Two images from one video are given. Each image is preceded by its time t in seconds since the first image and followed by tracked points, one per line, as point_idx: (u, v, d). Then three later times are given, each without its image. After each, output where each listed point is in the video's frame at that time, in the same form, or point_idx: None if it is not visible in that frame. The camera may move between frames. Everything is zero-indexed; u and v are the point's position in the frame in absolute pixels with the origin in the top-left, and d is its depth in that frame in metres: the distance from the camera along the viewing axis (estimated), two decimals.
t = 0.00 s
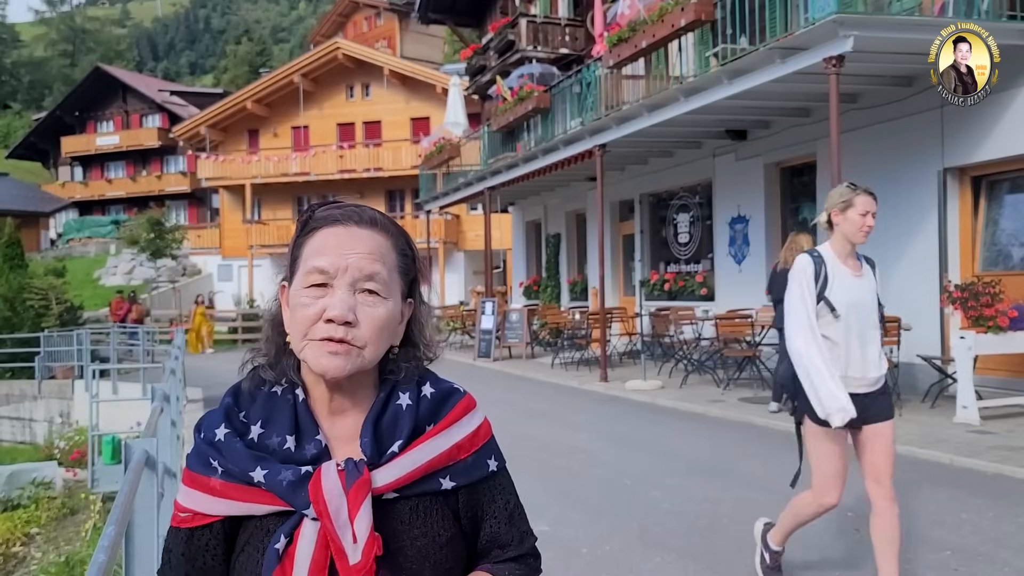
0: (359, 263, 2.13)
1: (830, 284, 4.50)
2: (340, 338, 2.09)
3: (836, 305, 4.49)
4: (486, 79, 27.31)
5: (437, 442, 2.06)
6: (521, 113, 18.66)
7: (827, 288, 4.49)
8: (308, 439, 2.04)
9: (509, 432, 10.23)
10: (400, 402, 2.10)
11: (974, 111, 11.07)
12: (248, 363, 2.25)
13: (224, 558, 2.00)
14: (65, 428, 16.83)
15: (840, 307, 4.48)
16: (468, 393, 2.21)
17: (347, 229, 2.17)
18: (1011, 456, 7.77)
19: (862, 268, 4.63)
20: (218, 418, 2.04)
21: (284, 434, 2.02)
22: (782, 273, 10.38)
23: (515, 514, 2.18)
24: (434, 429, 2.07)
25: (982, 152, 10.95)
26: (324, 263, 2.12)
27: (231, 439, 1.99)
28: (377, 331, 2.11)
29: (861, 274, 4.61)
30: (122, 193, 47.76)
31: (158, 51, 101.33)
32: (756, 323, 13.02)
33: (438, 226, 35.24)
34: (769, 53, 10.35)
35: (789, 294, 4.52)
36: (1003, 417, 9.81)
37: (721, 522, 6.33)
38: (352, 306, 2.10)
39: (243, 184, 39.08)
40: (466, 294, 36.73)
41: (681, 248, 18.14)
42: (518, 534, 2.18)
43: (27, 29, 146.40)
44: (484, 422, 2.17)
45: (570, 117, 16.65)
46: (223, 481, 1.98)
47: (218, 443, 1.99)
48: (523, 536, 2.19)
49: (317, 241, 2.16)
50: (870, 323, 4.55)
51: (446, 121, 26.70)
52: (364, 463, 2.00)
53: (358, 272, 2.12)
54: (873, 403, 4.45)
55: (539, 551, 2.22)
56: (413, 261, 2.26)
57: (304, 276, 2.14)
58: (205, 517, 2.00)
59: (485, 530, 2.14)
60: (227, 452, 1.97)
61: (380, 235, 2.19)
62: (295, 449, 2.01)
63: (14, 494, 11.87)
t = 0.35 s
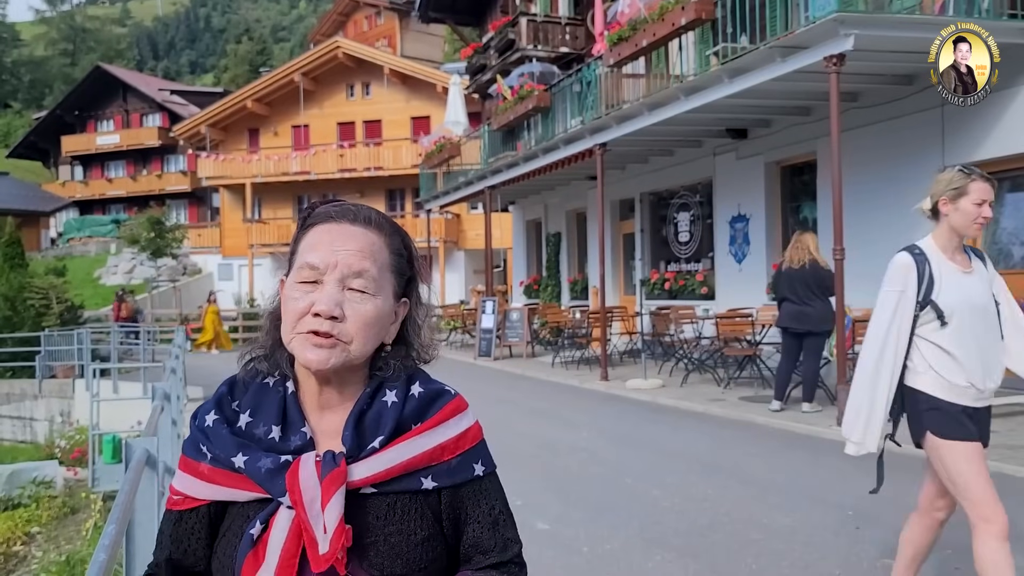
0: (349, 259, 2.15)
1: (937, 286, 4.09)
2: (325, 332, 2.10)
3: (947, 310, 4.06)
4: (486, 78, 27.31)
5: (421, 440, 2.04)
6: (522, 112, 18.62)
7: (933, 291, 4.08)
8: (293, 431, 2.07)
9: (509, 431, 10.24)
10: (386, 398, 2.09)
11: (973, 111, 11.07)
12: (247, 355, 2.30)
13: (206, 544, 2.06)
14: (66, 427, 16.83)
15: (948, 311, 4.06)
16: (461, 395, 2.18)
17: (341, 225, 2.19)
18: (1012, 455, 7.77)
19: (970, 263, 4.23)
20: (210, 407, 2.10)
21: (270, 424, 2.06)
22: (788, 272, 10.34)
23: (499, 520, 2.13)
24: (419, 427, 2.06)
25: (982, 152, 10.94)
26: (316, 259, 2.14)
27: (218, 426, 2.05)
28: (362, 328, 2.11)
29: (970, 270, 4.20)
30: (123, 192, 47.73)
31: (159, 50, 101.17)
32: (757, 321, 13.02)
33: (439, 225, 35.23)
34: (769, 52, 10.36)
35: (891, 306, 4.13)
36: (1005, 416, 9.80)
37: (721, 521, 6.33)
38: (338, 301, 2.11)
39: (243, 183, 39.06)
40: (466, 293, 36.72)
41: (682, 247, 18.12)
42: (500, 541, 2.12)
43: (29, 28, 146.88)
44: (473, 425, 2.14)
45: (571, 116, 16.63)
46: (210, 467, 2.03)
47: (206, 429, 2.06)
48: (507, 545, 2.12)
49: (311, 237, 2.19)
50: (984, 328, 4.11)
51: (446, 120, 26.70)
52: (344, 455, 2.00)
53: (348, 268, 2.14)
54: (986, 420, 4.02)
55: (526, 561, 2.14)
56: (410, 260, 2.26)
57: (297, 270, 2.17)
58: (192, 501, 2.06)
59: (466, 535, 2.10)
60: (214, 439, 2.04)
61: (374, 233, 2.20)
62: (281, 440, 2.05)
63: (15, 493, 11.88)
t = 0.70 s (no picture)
0: (295, 275, 2.12)
1: None
2: (287, 349, 2.09)
3: None
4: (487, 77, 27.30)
5: (412, 442, 2.02)
6: (524, 111, 18.60)
7: None
8: (288, 430, 2.10)
9: (510, 430, 10.25)
10: (377, 401, 2.08)
11: (974, 111, 11.07)
12: (250, 357, 2.35)
13: (204, 536, 2.12)
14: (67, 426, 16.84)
15: None
16: (455, 394, 2.15)
17: (288, 239, 2.17)
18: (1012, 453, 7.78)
19: None
20: (211, 404, 2.18)
21: (264, 423, 2.11)
22: (790, 270, 10.37)
23: (493, 525, 2.08)
24: (411, 428, 2.04)
25: (982, 151, 10.94)
26: (264, 283, 2.14)
27: (215, 423, 2.13)
28: (322, 340, 2.09)
29: None
30: (124, 191, 47.71)
31: (159, 49, 101.12)
32: (758, 320, 13.02)
33: (439, 224, 35.22)
34: (770, 51, 10.35)
35: None
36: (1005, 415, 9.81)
37: (722, 519, 6.34)
38: (293, 318, 2.10)
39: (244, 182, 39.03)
40: (467, 292, 36.72)
41: (682, 246, 18.11)
42: (493, 546, 2.06)
43: (29, 27, 146.97)
44: (469, 427, 2.11)
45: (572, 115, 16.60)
46: (210, 462, 2.10)
47: (205, 425, 2.14)
48: (500, 549, 2.06)
49: (266, 254, 2.19)
50: None
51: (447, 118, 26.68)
52: (331, 455, 2.01)
53: (294, 284, 2.12)
54: None
55: (522, 566, 2.08)
56: (379, 257, 2.21)
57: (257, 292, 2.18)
58: (193, 495, 2.13)
59: (459, 538, 2.06)
60: (212, 434, 2.11)
61: (319, 242, 2.16)
62: (274, 438, 2.09)
63: (17, 492, 11.89)
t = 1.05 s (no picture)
0: (285, 269, 2.13)
1: None
2: (283, 344, 2.10)
3: None
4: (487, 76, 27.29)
5: (402, 438, 2.02)
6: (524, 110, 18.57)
7: None
8: (282, 428, 2.11)
9: (511, 429, 10.26)
10: (368, 397, 2.08)
11: (974, 111, 11.07)
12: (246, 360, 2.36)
13: (204, 532, 2.14)
14: (67, 424, 16.85)
15: None
16: (449, 389, 2.13)
17: (275, 236, 2.18)
18: (1013, 453, 7.78)
19: None
20: (210, 403, 2.20)
21: (259, 421, 2.12)
22: (791, 269, 10.37)
23: (489, 521, 2.05)
24: (402, 424, 2.04)
25: (983, 150, 10.94)
26: (255, 279, 2.15)
27: (212, 421, 2.15)
28: (316, 333, 2.10)
29: None
30: (124, 189, 47.70)
31: (159, 47, 101.07)
32: (758, 319, 13.01)
33: (440, 223, 35.22)
34: (771, 50, 10.35)
35: None
36: (1005, 414, 9.81)
37: (721, 518, 6.34)
38: (286, 312, 2.11)
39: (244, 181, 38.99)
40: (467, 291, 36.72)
41: (683, 245, 18.10)
42: (489, 542, 2.03)
43: (30, 24, 146.96)
44: (463, 424, 2.09)
45: (573, 115, 16.59)
46: (208, 460, 2.12)
47: (203, 423, 2.16)
48: (496, 546, 2.03)
49: (256, 252, 2.19)
50: None
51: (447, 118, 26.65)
52: (321, 452, 2.02)
53: (284, 278, 2.13)
54: None
55: (520, 564, 2.04)
56: (367, 250, 2.20)
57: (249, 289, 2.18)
58: (193, 492, 2.14)
59: (455, 535, 2.05)
60: (208, 432, 2.13)
61: (307, 236, 2.16)
62: (269, 437, 2.10)
63: (17, 490, 11.90)
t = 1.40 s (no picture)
0: (316, 248, 2.16)
1: None
2: (314, 320, 2.12)
3: None
4: (489, 74, 27.29)
5: (403, 432, 2.02)
6: (525, 108, 18.54)
7: None
8: (283, 424, 2.09)
9: (511, 427, 10.26)
10: (368, 391, 2.07)
11: (973, 111, 11.09)
12: (235, 364, 2.33)
13: (204, 529, 2.08)
14: (68, 423, 16.85)
15: None
16: (448, 385, 2.14)
17: (300, 220, 2.21)
18: (1015, 452, 7.77)
19: None
20: (208, 401, 2.16)
21: (259, 418, 2.09)
22: (793, 268, 10.36)
23: (492, 512, 2.09)
24: (403, 420, 2.04)
25: (984, 149, 10.94)
26: (285, 256, 2.16)
27: (212, 418, 2.11)
28: (348, 309, 2.13)
29: None
30: (125, 188, 47.70)
31: (161, 46, 100.99)
32: (760, 317, 13.00)
33: (441, 222, 35.21)
34: (771, 49, 10.35)
35: None
36: (1007, 413, 9.81)
37: (723, 517, 6.33)
38: (318, 290, 2.13)
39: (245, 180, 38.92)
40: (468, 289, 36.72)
41: (684, 244, 18.09)
42: (493, 533, 2.09)
43: (31, 22, 147.15)
44: (464, 417, 2.11)
45: (574, 113, 16.56)
46: (207, 458, 2.08)
47: (203, 421, 2.12)
48: (501, 536, 2.09)
49: (277, 235, 2.20)
50: None
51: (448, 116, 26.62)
52: (323, 448, 2.01)
53: (316, 257, 2.15)
54: None
55: (521, 552, 2.11)
56: (379, 240, 2.27)
57: (269, 272, 2.18)
58: (191, 490, 2.10)
59: (458, 527, 2.08)
60: (208, 430, 2.10)
61: (333, 220, 2.21)
62: (270, 433, 2.08)
63: (18, 489, 11.90)
